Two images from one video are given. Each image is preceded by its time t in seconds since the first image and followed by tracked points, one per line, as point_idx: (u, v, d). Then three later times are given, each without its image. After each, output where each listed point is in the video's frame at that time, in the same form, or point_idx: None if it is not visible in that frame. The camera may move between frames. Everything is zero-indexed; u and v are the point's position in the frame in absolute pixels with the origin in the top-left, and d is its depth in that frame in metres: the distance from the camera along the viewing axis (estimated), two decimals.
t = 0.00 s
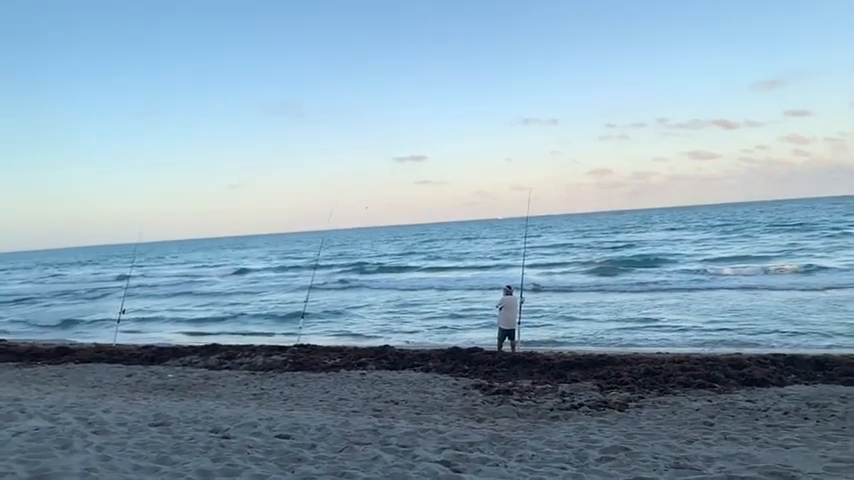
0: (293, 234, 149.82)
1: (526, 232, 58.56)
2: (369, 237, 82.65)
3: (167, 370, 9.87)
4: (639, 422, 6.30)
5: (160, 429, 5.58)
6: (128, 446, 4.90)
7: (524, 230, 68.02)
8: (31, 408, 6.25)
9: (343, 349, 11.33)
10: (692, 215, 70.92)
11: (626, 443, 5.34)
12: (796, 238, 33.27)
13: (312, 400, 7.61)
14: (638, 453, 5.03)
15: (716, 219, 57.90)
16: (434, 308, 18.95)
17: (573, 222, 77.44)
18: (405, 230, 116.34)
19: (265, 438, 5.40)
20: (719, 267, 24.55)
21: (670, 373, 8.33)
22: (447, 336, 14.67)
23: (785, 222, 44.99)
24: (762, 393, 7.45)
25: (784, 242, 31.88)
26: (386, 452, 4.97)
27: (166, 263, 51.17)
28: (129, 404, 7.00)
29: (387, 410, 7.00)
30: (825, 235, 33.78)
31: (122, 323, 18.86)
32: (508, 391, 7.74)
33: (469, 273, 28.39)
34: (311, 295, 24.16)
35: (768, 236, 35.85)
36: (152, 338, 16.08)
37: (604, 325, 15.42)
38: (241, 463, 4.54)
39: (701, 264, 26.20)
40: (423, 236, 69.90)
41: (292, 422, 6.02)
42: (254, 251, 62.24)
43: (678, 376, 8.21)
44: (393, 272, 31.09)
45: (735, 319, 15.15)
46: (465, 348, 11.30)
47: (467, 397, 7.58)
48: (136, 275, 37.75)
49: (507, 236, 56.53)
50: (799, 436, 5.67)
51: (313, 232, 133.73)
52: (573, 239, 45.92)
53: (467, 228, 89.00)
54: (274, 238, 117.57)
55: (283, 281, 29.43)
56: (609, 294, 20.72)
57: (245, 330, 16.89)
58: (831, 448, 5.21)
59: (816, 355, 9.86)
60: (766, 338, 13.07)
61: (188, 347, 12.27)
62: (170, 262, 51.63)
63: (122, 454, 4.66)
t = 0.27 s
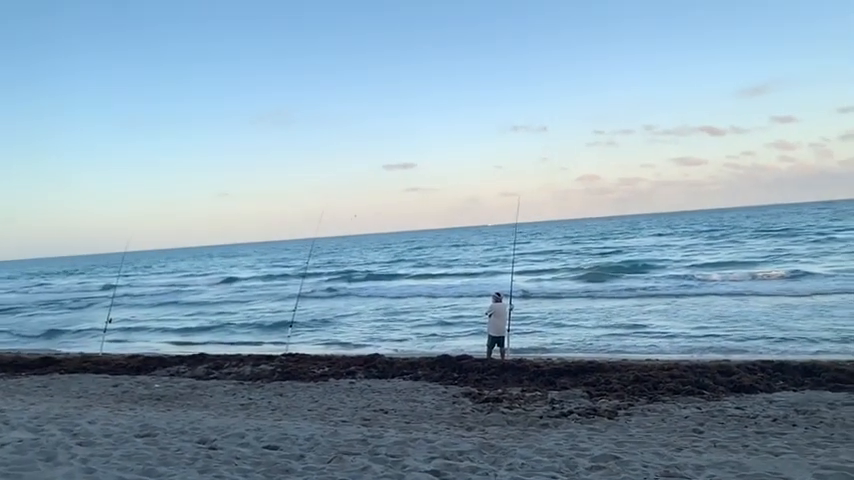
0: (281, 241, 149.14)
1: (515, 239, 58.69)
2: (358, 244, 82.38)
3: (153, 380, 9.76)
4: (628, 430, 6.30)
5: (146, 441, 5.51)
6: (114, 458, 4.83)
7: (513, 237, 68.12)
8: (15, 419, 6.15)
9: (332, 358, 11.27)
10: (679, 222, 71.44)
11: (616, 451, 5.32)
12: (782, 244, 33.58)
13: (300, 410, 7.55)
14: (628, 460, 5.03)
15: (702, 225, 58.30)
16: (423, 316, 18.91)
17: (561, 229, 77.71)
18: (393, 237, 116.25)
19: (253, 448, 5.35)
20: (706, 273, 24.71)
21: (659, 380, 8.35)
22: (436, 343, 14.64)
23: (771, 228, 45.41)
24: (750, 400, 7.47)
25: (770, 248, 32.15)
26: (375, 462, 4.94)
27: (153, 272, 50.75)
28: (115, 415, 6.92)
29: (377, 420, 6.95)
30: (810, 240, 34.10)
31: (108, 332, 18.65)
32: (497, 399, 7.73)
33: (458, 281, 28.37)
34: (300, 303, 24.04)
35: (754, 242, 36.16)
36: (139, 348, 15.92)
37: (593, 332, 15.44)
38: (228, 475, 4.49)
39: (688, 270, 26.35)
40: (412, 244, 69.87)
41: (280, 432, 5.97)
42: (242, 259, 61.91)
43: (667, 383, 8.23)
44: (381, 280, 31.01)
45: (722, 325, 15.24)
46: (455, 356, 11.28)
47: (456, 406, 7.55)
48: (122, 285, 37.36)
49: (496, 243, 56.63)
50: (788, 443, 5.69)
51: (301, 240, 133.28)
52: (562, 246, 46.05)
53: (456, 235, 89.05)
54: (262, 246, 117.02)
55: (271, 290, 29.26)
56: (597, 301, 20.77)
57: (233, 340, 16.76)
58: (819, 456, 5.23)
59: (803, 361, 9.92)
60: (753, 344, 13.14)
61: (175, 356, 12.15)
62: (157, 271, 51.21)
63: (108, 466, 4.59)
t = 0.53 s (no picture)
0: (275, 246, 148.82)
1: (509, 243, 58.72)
2: (353, 249, 82.32)
3: (147, 386, 9.70)
4: (624, 434, 6.29)
5: (139, 448, 5.47)
6: (107, 465, 4.78)
7: (508, 240, 68.17)
8: (7, 426, 6.10)
9: (327, 363, 11.23)
10: (672, 225, 71.61)
11: (612, 456, 5.31)
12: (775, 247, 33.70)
13: (295, 416, 7.51)
14: (624, 466, 5.02)
15: (696, 228, 58.47)
16: (418, 321, 18.88)
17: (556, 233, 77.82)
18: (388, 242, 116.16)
19: (248, 455, 5.31)
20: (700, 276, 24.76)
21: (654, 384, 8.34)
22: (431, 348, 14.61)
23: (764, 231, 45.58)
24: (746, 404, 7.48)
25: (763, 251, 32.25)
26: (370, 469, 4.91)
27: (146, 277, 50.56)
28: (108, 421, 6.87)
29: (372, 425, 6.92)
30: (803, 243, 34.23)
31: (101, 339, 18.54)
32: (493, 403, 7.71)
33: (453, 285, 28.34)
34: (294, 309, 23.97)
35: (748, 245, 36.28)
36: (132, 354, 15.83)
37: (588, 336, 15.44)
38: None
39: (682, 273, 26.39)
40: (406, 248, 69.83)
41: (275, 439, 5.93)
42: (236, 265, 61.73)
43: (663, 387, 8.23)
44: (376, 285, 30.96)
45: (717, 328, 15.26)
46: (450, 360, 11.25)
47: (452, 411, 7.53)
48: (116, 291, 37.17)
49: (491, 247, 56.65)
50: (783, 449, 5.69)
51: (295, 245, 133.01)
52: (556, 250, 46.08)
53: (450, 240, 89.05)
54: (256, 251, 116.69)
55: (266, 295, 29.17)
56: (592, 305, 20.77)
57: (227, 346, 16.68)
58: (815, 461, 5.22)
59: (798, 365, 9.94)
60: (748, 347, 13.16)
61: (169, 362, 12.09)
62: (150, 277, 51.02)
63: (101, 474, 4.55)
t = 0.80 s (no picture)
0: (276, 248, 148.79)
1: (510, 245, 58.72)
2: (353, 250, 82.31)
3: (147, 388, 9.69)
4: (625, 436, 6.28)
5: (139, 450, 5.45)
6: (106, 468, 4.77)
7: (508, 242, 68.17)
8: (6, 428, 6.08)
9: (327, 365, 11.22)
10: (672, 226, 71.59)
11: (613, 459, 5.30)
12: (776, 248, 33.68)
13: (295, 418, 7.49)
14: (625, 468, 5.00)
15: (696, 229, 58.44)
16: (419, 322, 18.87)
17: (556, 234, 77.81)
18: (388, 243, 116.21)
19: (248, 457, 5.29)
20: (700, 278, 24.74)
21: (655, 386, 8.32)
22: (430, 350, 14.59)
23: (765, 232, 45.56)
24: (747, 406, 7.45)
25: (764, 252, 32.23)
26: (371, 471, 4.89)
27: (146, 279, 50.57)
28: (108, 423, 6.85)
29: (372, 427, 6.91)
30: (803, 244, 34.22)
31: (101, 340, 18.54)
32: (493, 405, 7.70)
33: (453, 287, 28.32)
34: (294, 310, 23.96)
35: (748, 246, 36.25)
36: (132, 356, 15.82)
37: (588, 337, 15.43)
38: None
39: (683, 274, 26.38)
40: (407, 250, 69.83)
41: (275, 441, 5.91)
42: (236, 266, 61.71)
43: (664, 388, 8.21)
44: (376, 286, 30.95)
45: (718, 330, 15.24)
46: (450, 362, 11.23)
47: (453, 413, 7.51)
48: (116, 292, 37.16)
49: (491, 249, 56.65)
50: (786, 451, 5.66)
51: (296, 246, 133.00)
52: (556, 251, 46.06)
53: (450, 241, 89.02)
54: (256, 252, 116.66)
55: (266, 296, 29.15)
56: (592, 306, 20.75)
57: (227, 347, 16.67)
58: (817, 464, 5.20)
59: (799, 366, 9.91)
60: (749, 348, 13.14)
61: (169, 364, 12.08)
62: (151, 279, 51.02)
63: (100, 476, 4.53)
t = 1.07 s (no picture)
0: (278, 246, 148.87)
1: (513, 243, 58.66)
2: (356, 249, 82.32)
3: (151, 387, 9.69)
4: (630, 436, 6.25)
5: (143, 449, 5.44)
6: (110, 467, 4.75)
7: (511, 241, 68.07)
8: (11, 427, 6.08)
9: (331, 364, 11.21)
10: (676, 225, 71.40)
11: (618, 458, 5.27)
12: (780, 247, 33.57)
13: (299, 417, 7.48)
14: (630, 468, 4.98)
15: (700, 228, 58.28)
16: (422, 321, 18.85)
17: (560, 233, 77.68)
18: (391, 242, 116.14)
19: (252, 457, 5.28)
20: (705, 277, 24.67)
21: (659, 385, 8.29)
22: (434, 349, 14.57)
23: (769, 230, 45.41)
24: (752, 406, 7.42)
25: (768, 250, 32.13)
26: (375, 470, 4.88)
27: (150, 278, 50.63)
28: (112, 422, 6.85)
29: (376, 427, 6.89)
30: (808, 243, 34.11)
31: (105, 339, 18.55)
32: (497, 405, 7.67)
33: (456, 286, 28.29)
34: (297, 309, 23.96)
35: (753, 245, 36.13)
36: (136, 355, 15.83)
37: (592, 336, 15.39)
38: None
39: (687, 273, 26.30)
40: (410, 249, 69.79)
41: (279, 440, 5.90)
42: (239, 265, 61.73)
43: (668, 388, 8.17)
44: (380, 285, 30.93)
45: (722, 329, 15.19)
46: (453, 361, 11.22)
47: (456, 412, 7.49)
48: (119, 291, 37.20)
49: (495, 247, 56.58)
50: (791, 451, 5.63)
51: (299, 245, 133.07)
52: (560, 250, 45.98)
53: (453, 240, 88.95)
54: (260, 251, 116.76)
55: (270, 295, 29.16)
56: (596, 305, 20.70)
57: (231, 346, 16.68)
58: (823, 464, 5.17)
59: (804, 366, 9.86)
60: (754, 347, 13.09)
61: (172, 363, 12.09)
62: (154, 277, 51.07)
63: (104, 475, 4.52)
